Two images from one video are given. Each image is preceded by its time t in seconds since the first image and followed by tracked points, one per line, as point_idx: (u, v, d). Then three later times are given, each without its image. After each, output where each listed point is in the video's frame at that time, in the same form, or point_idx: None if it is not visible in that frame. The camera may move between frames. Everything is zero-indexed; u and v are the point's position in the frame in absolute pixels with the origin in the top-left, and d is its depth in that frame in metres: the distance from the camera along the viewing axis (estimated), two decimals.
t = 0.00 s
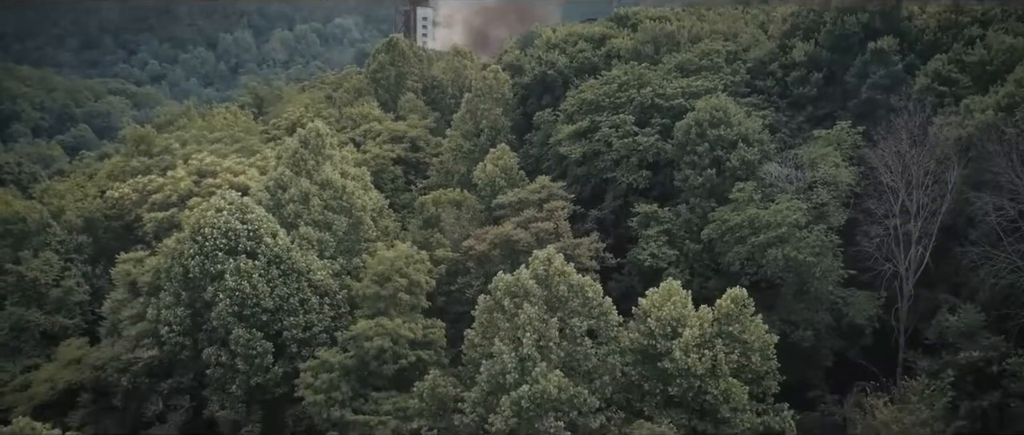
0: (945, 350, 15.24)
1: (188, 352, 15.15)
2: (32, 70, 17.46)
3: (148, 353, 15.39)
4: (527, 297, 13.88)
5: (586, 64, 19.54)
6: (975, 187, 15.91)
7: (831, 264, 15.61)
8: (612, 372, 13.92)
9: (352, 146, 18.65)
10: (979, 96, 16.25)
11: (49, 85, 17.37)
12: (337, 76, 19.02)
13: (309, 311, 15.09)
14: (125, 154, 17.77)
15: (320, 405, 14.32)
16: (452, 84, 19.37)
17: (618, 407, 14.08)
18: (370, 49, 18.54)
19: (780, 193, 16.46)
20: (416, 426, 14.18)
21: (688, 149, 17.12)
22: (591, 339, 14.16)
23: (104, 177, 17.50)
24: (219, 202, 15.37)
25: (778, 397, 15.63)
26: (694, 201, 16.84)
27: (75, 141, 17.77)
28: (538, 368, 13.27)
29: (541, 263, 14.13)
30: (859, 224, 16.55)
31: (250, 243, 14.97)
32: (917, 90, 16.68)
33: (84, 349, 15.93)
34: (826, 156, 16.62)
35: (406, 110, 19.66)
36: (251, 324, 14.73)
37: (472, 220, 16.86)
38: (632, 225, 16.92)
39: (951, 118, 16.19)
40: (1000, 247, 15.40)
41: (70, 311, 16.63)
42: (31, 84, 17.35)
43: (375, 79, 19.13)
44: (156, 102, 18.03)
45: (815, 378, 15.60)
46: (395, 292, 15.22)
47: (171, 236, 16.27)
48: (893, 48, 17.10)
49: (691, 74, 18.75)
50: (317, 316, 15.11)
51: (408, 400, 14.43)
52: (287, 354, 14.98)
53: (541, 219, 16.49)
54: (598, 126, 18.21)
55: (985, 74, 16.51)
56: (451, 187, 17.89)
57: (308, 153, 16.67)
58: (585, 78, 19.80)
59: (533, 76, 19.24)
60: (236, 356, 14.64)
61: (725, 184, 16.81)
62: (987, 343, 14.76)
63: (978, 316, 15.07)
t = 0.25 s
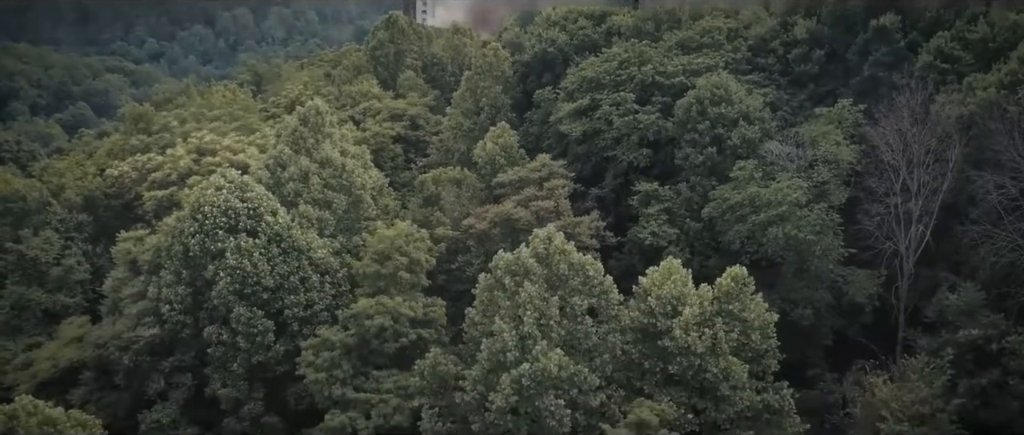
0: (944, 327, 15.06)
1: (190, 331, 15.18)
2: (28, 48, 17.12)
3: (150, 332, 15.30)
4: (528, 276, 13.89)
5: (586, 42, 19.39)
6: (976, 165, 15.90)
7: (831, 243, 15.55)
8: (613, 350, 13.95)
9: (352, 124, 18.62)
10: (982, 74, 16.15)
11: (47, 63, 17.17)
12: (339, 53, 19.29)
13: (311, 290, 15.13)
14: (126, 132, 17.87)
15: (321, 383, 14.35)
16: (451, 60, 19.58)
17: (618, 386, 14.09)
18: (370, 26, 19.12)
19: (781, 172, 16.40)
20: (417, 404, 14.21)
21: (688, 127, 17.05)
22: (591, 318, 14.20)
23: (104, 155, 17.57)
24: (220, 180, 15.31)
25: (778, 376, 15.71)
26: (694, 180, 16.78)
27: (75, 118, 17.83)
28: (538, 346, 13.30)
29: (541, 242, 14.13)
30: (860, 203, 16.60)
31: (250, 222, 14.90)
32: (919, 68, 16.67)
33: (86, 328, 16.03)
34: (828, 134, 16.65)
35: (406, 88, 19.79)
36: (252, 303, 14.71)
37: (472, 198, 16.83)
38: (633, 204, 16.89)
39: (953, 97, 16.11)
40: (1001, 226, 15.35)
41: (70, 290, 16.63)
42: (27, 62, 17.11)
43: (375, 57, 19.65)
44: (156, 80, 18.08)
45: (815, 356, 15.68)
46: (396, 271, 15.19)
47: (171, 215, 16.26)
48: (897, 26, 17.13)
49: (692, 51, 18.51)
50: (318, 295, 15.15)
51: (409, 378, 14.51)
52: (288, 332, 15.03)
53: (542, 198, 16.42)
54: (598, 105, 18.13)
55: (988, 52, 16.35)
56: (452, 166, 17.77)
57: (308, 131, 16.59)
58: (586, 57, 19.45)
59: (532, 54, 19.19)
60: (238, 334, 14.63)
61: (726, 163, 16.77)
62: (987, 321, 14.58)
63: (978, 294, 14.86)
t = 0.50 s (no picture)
0: (944, 305, 15.12)
1: (191, 309, 15.22)
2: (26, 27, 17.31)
3: (151, 310, 15.30)
4: (529, 254, 13.85)
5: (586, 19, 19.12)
6: (977, 143, 15.89)
7: (832, 221, 15.56)
8: (614, 328, 13.99)
9: (352, 102, 18.45)
10: (984, 51, 16.06)
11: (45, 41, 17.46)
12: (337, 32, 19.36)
13: (312, 268, 15.16)
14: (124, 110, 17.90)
15: (322, 361, 14.38)
16: (450, 37, 19.56)
17: (618, 364, 14.06)
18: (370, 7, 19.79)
19: (782, 150, 16.33)
20: (418, 382, 14.21)
21: (690, 105, 16.92)
22: (592, 296, 14.21)
23: (104, 133, 17.54)
24: (220, 158, 15.21)
25: (778, 354, 15.78)
26: (695, 158, 16.70)
27: (74, 96, 18.03)
28: (539, 324, 13.32)
29: (541, 220, 14.12)
30: (861, 181, 16.60)
31: (250, 201, 14.86)
32: (921, 45, 16.60)
33: (87, 306, 16.07)
34: (829, 112, 16.65)
35: (406, 65, 19.31)
36: (253, 280, 14.73)
37: (472, 177, 16.81)
38: (634, 183, 16.85)
39: (955, 74, 16.04)
40: (1002, 204, 15.35)
41: (72, 268, 16.63)
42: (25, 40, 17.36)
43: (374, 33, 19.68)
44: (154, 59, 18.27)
45: (815, 333, 15.74)
46: (396, 249, 15.19)
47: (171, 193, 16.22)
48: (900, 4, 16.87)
49: (694, 29, 18.36)
50: (319, 273, 15.18)
51: (410, 357, 14.52)
52: (290, 311, 15.07)
53: (543, 176, 16.29)
54: (599, 82, 17.97)
55: (990, 29, 16.26)
56: (452, 145, 17.69)
57: (307, 109, 16.49)
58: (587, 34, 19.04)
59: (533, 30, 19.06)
60: (239, 313, 14.68)
61: (727, 140, 16.68)
62: (987, 299, 14.52)
63: (977, 272, 14.78)
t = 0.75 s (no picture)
0: (945, 283, 15.01)
1: (192, 287, 15.22)
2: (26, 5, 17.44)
3: (151, 288, 15.30)
4: (529, 232, 13.85)
5: None
6: (979, 121, 15.81)
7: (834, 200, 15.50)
8: (614, 306, 14.01)
9: (350, 79, 18.30)
10: (987, 28, 15.94)
11: (44, 19, 17.49)
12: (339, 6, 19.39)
13: (312, 246, 15.13)
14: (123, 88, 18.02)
15: (324, 339, 14.42)
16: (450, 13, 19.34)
17: (618, 342, 14.06)
18: None
19: (783, 127, 16.26)
20: (419, 361, 14.24)
21: (691, 83, 16.86)
22: (593, 275, 14.22)
23: (103, 110, 17.61)
24: (220, 136, 15.17)
25: (778, 332, 15.90)
26: (697, 136, 16.67)
27: (73, 74, 18.03)
28: (539, 302, 13.33)
29: (541, 199, 14.12)
30: (861, 160, 16.50)
31: (250, 179, 14.83)
32: (924, 22, 16.64)
33: (88, 284, 16.08)
34: (831, 89, 16.56)
35: (405, 43, 19.20)
36: (253, 259, 14.73)
37: (472, 155, 16.78)
38: (634, 161, 16.81)
39: (958, 52, 15.95)
40: (1004, 182, 15.37)
41: (72, 247, 16.62)
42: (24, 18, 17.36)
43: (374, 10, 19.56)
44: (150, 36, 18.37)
45: (815, 312, 15.76)
46: (396, 227, 15.19)
47: (171, 171, 16.17)
48: None
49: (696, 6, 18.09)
50: (319, 251, 15.16)
51: (411, 335, 14.54)
52: (290, 289, 15.06)
53: (543, 154, 16.20)
54: (599, 60, 17.83)
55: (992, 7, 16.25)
56: (451, 123, 17.64)
57: (306, 86, 16.46)
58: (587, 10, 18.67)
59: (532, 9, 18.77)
60: (240, 291, 14.67)
61: (727, 118, 16.63)
62: (987, 278, 14.54)
63: (978, 251, 14.79)
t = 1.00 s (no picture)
0: (944, 261, 15.19)
1: (193, 265, 15.22)
2: None
3: (153, 266, 15.46)
4: (530, 211, 13.83)
5: None
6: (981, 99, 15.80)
7: (835, 179, 15.61)
8: (614, 284, 14.05)
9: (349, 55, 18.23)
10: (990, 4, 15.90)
11: None
12: None
13: (312, 224, 15.10)
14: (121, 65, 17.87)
15: (324, 317, 14.55)
16: None
17: (619, 320, 14.06)
18: None
19: (785, 106, 16.24)
20: (420, 338, 14.28)
21: (692, 60, 16.74)
22: (593, 253, 14.19)
23: (100, 88, 17.36)
24: (219, 114, 15.08)
25: (778, 310, 15.55)
26: (698, 114, 16.62)
27: (70, 50, 17.24)
28: (540, 281, 13.33)
29: (542, 177, 14.01)
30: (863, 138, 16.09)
31: (250, 157, 14.81)
32: None
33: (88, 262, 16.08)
34: (833, 67, 16.29)
35: (404, 20, 18.00)
36: (254, 237, 14.78)
37: (472, 132, 16.69)
38: (635, 139, 16.78)
39: (961, 28, 15.66)
40: (1005, 160, 15.42)
41: (72, 225, 16.70)
42: None
43: None
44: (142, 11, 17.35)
45: (815, 290, 15.47)
46: (395, 205, 15.24)
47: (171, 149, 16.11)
48: None
49: None
50: (319, 228, 15.14)
51: (412, 313, 14.54)
52: (291, 267, 15.01)
53: (542, 132, 16.27)
54: (600, 36, 17.43)
55: None
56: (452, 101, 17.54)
57: (305, 63, 16.39)
58: None
59: None
60: (240, 268, 14.77)
61: (728, 96, 16.59)
62: (987, 256, 14.97)
63: (978, 230, 15.16)
